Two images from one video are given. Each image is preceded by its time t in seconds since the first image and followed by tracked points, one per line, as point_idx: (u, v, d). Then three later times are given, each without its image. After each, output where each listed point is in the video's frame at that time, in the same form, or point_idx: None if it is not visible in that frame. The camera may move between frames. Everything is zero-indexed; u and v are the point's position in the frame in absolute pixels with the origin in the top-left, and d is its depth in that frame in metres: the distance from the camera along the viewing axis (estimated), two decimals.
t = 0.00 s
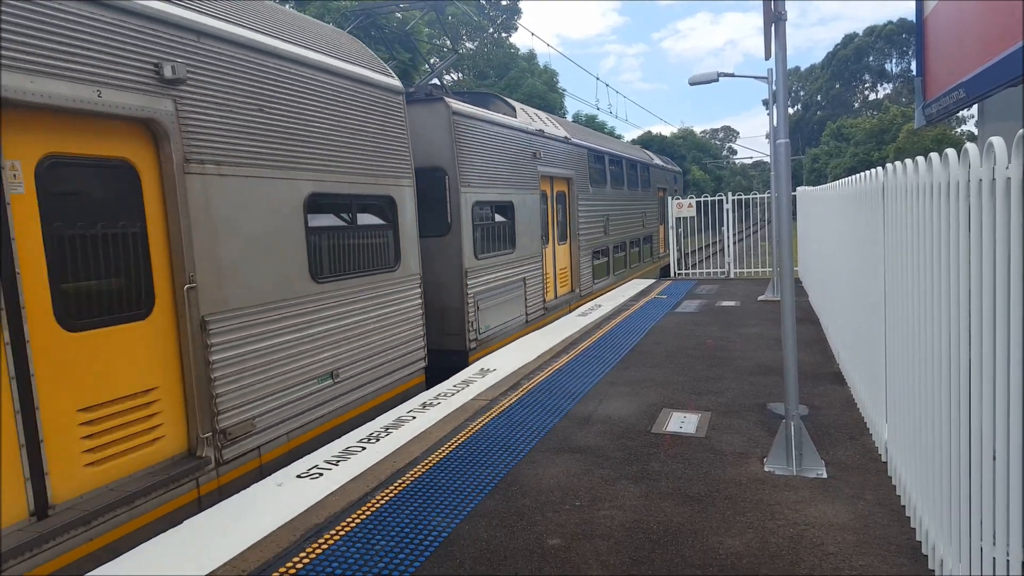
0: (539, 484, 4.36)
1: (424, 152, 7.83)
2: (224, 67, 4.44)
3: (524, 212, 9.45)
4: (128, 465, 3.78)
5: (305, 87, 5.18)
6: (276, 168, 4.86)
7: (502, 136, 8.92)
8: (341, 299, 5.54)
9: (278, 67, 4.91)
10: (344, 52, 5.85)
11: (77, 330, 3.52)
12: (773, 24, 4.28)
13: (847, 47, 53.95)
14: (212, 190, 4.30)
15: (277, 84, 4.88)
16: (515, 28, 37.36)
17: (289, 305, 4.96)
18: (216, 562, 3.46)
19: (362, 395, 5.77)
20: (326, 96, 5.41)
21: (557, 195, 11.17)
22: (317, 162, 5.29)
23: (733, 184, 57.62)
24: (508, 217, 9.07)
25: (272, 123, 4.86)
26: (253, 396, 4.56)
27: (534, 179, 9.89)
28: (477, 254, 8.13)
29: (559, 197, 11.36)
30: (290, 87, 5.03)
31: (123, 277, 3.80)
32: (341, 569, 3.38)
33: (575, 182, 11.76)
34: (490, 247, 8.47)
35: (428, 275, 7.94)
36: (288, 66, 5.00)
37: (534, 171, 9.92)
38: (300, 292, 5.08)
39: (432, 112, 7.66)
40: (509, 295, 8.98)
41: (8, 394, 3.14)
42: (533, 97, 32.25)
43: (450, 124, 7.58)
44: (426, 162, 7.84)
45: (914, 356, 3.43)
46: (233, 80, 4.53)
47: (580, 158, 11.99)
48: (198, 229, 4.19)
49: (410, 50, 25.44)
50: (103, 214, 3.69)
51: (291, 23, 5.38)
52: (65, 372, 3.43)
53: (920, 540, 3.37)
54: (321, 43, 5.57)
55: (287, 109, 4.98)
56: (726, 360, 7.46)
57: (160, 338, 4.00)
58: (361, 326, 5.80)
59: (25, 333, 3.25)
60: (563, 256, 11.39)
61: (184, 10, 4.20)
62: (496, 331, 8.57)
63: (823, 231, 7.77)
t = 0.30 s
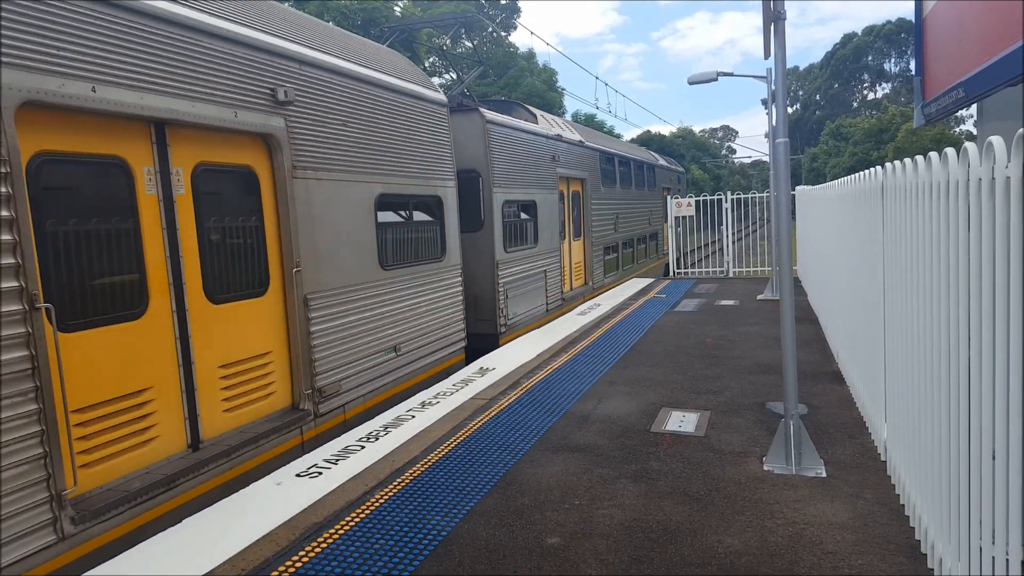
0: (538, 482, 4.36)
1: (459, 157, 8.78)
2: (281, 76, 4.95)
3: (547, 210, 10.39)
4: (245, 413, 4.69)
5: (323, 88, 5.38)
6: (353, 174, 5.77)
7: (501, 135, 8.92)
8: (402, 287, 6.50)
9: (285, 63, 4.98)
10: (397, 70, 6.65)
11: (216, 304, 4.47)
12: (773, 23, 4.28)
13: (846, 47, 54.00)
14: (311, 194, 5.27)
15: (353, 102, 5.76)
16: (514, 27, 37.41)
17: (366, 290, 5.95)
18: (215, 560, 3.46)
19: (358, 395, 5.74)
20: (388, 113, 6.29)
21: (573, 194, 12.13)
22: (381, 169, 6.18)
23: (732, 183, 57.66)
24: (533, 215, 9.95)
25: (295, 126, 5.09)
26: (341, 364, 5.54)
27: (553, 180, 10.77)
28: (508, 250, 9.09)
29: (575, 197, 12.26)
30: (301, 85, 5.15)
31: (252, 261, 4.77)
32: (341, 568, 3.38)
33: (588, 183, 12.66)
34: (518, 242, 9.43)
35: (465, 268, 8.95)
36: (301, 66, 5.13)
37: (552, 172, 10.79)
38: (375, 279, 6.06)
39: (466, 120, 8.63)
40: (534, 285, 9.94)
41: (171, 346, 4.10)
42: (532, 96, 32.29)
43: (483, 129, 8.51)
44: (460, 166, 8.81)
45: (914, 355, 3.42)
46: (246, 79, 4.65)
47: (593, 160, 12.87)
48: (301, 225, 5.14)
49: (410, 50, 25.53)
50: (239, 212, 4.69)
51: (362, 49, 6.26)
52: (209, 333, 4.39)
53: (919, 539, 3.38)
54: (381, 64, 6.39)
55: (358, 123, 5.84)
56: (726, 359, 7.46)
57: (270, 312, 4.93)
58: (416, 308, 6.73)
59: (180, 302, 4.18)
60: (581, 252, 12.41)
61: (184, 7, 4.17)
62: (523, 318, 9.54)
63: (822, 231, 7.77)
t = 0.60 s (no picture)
0: (538, 481, 4.36)
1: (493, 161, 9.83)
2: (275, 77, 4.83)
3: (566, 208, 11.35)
4: (337, 373, 5.67)
5: (326, 92, 5.37)
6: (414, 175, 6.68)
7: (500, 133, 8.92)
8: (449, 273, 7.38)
9: (287, 60, 4.96)
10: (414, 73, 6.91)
11: (319, 282, 5.44)
12: (774, 22, 4.27)
13: (847, 45, 54.00)
14: (385, 192, 6.21)
15: (412, 113, 6.64)
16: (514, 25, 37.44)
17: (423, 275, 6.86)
18: (214, 558, 3.45)
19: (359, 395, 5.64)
20: (439, 122, 7.22)
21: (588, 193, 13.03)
22: (435, 171, 7.13)
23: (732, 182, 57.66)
24: (555, 212, 10.89)
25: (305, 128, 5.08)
26: (406, 337, 6.50)
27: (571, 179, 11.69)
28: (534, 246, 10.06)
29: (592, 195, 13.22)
30: (302, 82, 5.10)
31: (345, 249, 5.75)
32: (340, 566, 3.37)
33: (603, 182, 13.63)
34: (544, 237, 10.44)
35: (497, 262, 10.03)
36: (304, 64, 5.11)
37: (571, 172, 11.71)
38: (431, 265, 7.00)
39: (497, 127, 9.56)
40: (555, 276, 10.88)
41: (288, 316, 5.05)
42: (533, 93, 32.31)
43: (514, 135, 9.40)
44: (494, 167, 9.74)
45: (914, 355, 3.41)
46: (251, 76, 4.60)
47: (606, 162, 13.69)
48: (379, 218, 6.10)
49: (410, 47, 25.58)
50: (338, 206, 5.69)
51: (417, 66, 7.15)
52: (315, 305, 5.37)
53: (920, 538, 3.37)
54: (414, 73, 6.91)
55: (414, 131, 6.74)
56: (726, 358, 7.46)
57: (355, 292, 5.86)
58: (461, 291, 7.69)
59: (294, 281, 5.13)
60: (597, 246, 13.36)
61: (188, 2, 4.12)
62: (545, 304, 10.53)
63: (823, 229, 7.76)
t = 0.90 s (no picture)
0: (540, 479, 4.36)
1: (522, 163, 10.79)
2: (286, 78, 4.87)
3: (584, 207, 12.20)
4: (403, 347, 6.68)
5: (332, 91, 5.39)
6: (460, 177, 7.66)
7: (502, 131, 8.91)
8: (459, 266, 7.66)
9: (294, 60, 4.95)
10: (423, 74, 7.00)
11: (392, 268, 6.46)
12: (777, 20, 4.26)
13: (848, 44, 53.95)
14: (440, 192, 7.23)
15: (460, 125, 7.69)
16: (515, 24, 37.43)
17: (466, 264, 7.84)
18: (215, 557, 3.46)
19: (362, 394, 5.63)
20: (480, 130, 8.28)
21: (601, 192, 13.87)
22: (478, 174, 8.18)
23: (733, 180, 57.62)
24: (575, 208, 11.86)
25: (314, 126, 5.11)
26: (455, 317, 7.55)
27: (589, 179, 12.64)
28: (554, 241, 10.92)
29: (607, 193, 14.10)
30: (309, 81, 5.09)
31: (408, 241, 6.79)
32: (341, 565, 3.37)
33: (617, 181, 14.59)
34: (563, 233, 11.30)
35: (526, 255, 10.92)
36: (310, 63, 5.11)
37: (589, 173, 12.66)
38: (473, 256, 7.99)
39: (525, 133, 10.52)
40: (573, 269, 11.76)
41: (370, 295, 6.09)
42: (533, 91, 32.29)
43: (540, 140, 10.37)
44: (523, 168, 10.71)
45: (917, 354, 3.40)
46: (260, 77, 4.61)
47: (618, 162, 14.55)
48: (436, 214, 7.12)
49: (410, 45, 25.59)
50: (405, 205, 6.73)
51: (462, 83, 8.18)
52: (387, 288, 6.37)
53: (921, 536, 3.38)
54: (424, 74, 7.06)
55: (459, 140, 7.72)
56: (727, 356, 7.45)
57: (416, 278, 6.89)
58: (498, 279, 8.73)
59: (374, 268, 6.16)
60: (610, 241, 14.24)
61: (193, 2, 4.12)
62: (567, 294, 11.53)
63: (824, 228, 7.75)
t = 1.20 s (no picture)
0: (540, 479, 4.35)
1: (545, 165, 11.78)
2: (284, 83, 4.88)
3: (599, 205, 13.18)
4: (453, 326, 7.79)
5: (331, 92, 5.38)
6: (496, 181, 8.68)
7: (501, 131, 8.92)
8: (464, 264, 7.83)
9: (290, 60, 4.95)
10: (425, 74, 7.01)
11: (444, 258, 7.55)
12: (774, 18, 4.26)
13: (846, 42, 53.95)
14: (482, 193, 8.31)
15: (496, 135, 8.78)
16: (513, 23, 37.45)
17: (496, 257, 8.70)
18: (216, 557, 3.47)
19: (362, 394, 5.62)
20: (512, 137, 9.37)
21: (613, 192, 14.76)
22: (511, 178, 9.22)
23: (733, 179, 57.64)
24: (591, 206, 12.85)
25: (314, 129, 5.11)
26: (495, 301, 8.66)
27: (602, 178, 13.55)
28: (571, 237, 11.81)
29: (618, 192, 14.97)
30: (306, 81, 5.08)
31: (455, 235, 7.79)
32: (341, 566, 3.37)
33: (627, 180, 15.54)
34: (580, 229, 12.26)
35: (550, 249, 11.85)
36: (307, 63, 5.10)
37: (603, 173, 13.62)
38: (507, 248, 9.08)
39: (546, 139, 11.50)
40: (588, 262, 12.74)
41: (430, 282, 7.17)
42: (533, 92, 32.41)
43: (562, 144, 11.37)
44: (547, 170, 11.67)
45: (916, 353, 3.41)
46: (256, 77, 4.61)
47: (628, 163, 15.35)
48: (478, 213, 8.14)
49: (410, 45, 25.62)
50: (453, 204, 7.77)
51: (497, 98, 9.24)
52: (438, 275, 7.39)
53: (922, 535, 3.38)
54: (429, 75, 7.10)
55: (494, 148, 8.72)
56: (727, 355, 7.44)
57: (462, 267, 7.99)
58: (527, 269, 9.80)
59: (433, 258, 7.27)
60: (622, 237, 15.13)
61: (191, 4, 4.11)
62: (585, 285, 12.58)
63: (823, 226, 7.75)
